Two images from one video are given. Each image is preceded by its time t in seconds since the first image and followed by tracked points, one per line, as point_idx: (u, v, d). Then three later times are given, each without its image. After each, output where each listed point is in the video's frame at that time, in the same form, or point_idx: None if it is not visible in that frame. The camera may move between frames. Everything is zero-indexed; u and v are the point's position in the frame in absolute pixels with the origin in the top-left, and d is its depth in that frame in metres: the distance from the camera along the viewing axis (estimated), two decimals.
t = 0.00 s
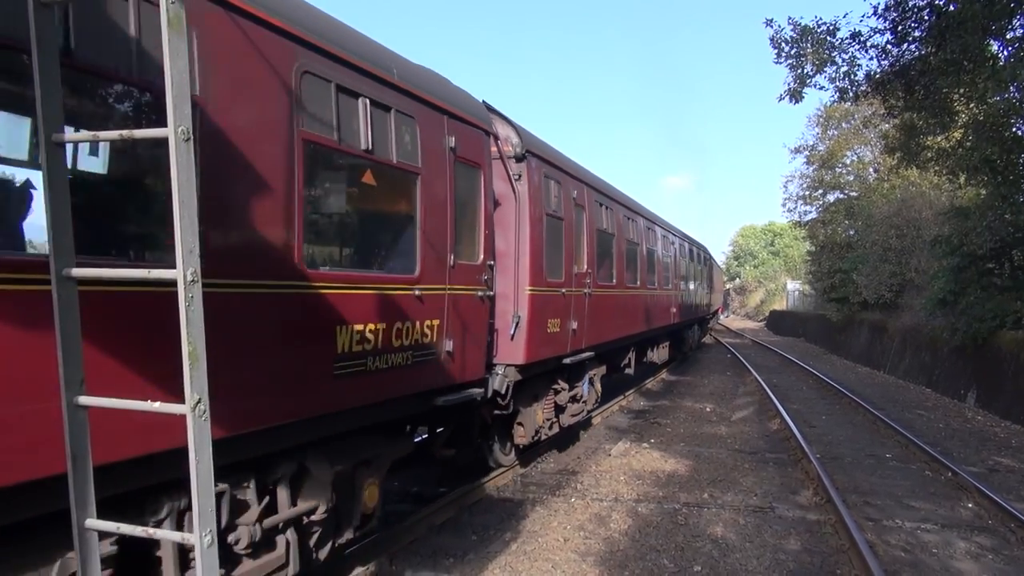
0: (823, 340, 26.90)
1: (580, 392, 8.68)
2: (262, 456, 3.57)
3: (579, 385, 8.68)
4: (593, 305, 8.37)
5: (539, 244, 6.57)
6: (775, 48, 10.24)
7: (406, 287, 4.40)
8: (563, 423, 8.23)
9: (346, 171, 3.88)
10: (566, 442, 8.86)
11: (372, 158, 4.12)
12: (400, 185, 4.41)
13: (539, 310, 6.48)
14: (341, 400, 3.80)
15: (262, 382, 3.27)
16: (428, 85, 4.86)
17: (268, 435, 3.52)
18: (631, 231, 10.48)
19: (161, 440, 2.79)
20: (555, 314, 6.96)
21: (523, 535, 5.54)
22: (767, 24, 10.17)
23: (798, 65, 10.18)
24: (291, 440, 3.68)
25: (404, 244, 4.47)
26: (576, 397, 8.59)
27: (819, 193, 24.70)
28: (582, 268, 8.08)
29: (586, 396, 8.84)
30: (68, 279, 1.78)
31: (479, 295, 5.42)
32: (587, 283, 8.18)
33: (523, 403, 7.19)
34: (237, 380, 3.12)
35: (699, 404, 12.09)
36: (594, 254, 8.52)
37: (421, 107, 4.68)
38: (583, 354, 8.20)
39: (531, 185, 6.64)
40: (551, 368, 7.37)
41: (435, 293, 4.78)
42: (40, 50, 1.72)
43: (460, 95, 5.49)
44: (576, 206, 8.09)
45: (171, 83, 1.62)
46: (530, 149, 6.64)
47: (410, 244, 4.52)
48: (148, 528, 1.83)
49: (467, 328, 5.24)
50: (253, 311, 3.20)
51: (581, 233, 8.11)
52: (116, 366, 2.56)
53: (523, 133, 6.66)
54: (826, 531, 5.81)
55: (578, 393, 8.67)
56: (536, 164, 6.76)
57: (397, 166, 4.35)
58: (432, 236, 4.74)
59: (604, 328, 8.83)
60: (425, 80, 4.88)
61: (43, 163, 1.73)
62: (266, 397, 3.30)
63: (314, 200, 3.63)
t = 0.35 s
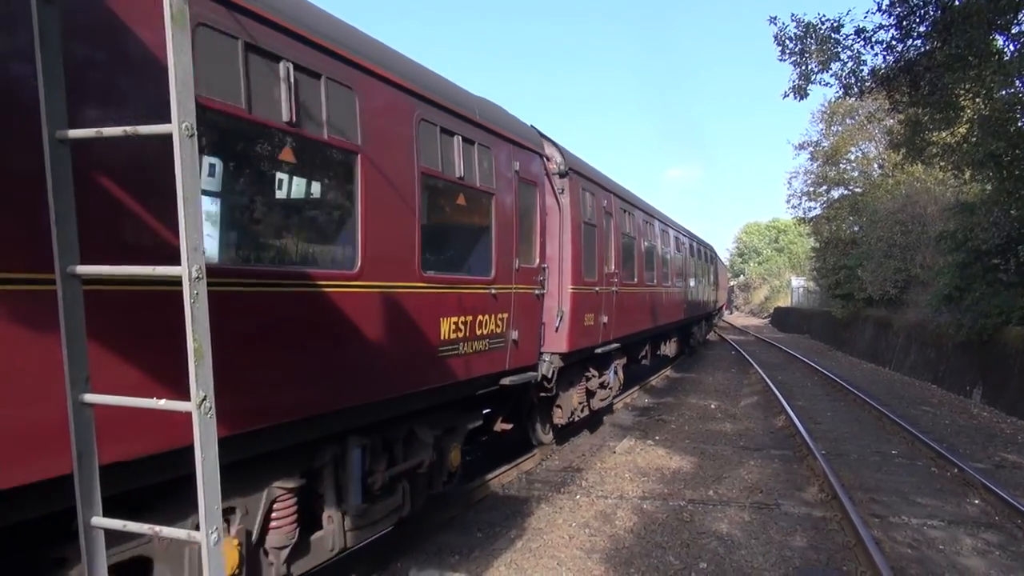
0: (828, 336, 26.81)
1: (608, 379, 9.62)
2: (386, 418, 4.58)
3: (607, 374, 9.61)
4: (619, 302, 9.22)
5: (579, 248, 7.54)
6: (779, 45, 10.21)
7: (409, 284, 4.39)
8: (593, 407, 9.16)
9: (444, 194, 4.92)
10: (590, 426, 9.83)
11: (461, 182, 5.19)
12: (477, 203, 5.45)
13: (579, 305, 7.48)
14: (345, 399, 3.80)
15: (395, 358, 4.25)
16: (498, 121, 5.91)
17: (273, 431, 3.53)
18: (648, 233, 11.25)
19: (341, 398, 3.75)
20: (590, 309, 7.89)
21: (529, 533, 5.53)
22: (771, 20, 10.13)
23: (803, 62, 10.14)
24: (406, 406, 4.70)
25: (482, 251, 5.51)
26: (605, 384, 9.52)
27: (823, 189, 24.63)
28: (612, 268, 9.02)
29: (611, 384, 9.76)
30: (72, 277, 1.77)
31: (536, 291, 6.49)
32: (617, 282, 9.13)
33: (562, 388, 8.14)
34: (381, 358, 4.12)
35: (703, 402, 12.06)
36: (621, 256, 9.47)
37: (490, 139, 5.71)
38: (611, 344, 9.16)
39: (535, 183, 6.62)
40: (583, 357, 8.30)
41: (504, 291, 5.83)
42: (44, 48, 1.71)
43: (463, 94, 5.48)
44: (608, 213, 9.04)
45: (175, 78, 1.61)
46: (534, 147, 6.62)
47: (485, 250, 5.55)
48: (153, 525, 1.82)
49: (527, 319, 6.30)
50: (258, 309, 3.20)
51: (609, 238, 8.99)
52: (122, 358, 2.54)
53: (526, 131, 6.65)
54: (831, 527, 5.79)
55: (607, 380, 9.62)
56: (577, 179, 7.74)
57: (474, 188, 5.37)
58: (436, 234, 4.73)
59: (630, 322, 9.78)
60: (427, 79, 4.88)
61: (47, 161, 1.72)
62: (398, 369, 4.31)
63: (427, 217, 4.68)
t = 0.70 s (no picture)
0: (834, 333, 26.73)
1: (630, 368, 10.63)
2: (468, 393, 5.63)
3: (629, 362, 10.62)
4: (643, 297, 10.10)
5: (613, 251, 8.53)
6: (785, 41, 10.17)
7: (417, 282, 4.40)
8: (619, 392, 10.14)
9: (513, 209, 5.90)
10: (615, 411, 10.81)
11: (526, 198, 6.19)
12: (536, 213, 6.41)
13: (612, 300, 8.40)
14: (352, 396, 3.81)
15: (478, 344, 5.24)
16: (550, 143, 6.88)
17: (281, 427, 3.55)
18: (665, 234, 12.11)
19: (447, 371, 4.78)
20: (622, 304, 8.90)
21: (535, 530, 5.53)
22: (778, 16, 10.09)
23: (809, 57, 10.11)
24: (483, 383, 5.72)
25: (540, 254, 6.48)
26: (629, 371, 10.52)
27: (830, 186, 24.55)
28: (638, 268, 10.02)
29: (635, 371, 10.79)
30: (83, 274, 1.78)
31: (581, 288, 7.46)
32: (641, 280, 10.12)
33: (595, 374, 9.16)
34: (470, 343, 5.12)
35: (710, 399, 12.04)
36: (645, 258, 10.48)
37: (543, 159, 6.69)
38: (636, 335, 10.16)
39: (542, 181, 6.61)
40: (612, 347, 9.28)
41: (556, 289, 6.82)
42: (53, 46, 1.72)
43: (473, 94, 5.49)
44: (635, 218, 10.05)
45: (182, 76, 1.62)
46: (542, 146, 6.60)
47: (542, 254, 6.49)
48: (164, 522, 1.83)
49: (574, 312, 7.27)
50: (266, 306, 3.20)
51: (635, 241, 9.88)
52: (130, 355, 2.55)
53: (534, 129, 6.65)
54: (838, 525, 5.78)
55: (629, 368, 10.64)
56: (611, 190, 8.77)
57: (534, 202, 6.33)
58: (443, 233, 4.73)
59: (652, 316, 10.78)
60: (435, 77, 4.88)
61: (57, 161, 1.73)
62: (481, 353, 5.31)
63: (501, 229, 5.69)
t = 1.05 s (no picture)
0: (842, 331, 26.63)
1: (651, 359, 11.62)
2: (528, 374, 6.65)
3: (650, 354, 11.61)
4: (664, 295, 11.12)
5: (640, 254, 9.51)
6: (792, 36, 10.14)
7: (423, 281, 4.41)
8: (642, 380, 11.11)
9: (564, 219, 6.92)
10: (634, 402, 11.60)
11: (573, 209, 7.18)
12: (580, 222, 7.37)
13: (639, 298, 9.38)
14: (357, 395, 3.80)
15: (538, 334, 6.25)
16: (589, 159, 7.79)
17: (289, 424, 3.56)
18: (678, 235, 12.59)
19: (518, 355, 5.82)
20: (647, 301, 9.90)
21: (542, 528, 5.54)
22: (784, 12, 10.05)
23: (816, 52, 10.07)
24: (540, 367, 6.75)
25: (583, 257, 7.45)
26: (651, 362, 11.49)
27: (837, 183, 24.46)
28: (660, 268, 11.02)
29: (656, 362, 11.82)
30: (91, 273, 1.78)
31: (615, 286, 8.44)
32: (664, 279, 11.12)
33: (624, 363, 10.13)
34: (533, 333, 6.12)
35: (716, 396, 12.02)
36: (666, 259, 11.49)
37: (584, 174, 7.62)
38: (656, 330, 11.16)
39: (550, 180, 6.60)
40: (638, 340, 10.26)
41: (596, 287, 7.78)
42: (62, 46, 1.73)
43: (480, 94, 5.49)
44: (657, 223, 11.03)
45: (190, 76, 1.62)
46: (549, 144, 6.56)
47: (585, 257, 7.46)
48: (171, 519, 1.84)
49: (609, 308, 8.26)
50: (273, 304, 3.21)
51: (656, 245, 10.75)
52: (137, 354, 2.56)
53: (544, 129, 6.64)
54: (845, 523, 5.76)
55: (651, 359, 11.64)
56: (639, 199, 9.76)
57: (580, 213, 7.35)
58: (448, 231, 4.72)
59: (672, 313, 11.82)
60: (442, 77, 4.87)
61: (66, 161, 1.74)
62: (540, 342, 6.30)
63: (508, 229, 5.68)
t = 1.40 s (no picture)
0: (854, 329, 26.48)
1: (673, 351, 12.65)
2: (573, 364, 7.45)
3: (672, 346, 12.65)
4: (688, 292, 12.12)
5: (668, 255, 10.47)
6: (803, 32, 10.08)
7: (433, 279, 4.40)
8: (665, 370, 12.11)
9: (608, 226, 7.87)
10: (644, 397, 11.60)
11: (615, 217, 8.09)
12: (620, 227, 8.29)
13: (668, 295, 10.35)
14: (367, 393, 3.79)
15: (587, 327, 7.12)
16: (626, 172, 8.68)
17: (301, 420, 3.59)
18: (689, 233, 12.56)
19: (574, 343, 6.70)
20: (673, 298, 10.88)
21: (552, 526, 5.53)
22: (795, 7, 9.99)
23: (827, 47, 10.01)
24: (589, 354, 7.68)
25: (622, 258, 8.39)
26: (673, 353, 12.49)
27: (848, 180, 24.31)
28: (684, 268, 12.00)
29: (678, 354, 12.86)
30: (105, 272, 1.79)
31: (649, 285, 9.41)
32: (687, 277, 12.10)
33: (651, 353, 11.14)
34: (585, 324, 7.03)
35: (727, 395, 11.97)
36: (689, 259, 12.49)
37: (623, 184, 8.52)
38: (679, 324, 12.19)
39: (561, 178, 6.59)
40: (664, 333, 11.34)
41: (633, 285, 8.72)
42: (76, 46, 1.74)
43: (491, 93, 5.47)
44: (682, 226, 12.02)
45: (203, 76, 1.62)
46: (559, 144, 6.51)
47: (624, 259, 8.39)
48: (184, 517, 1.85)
49: (644, 304, 9.25)
50: (285, 302, 3.21)
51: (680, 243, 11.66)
52: (151, 352, 2.56)
53: (554, 127, 6.62)
54: (857, 522, 5.73)
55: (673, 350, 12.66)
56: (666, 206, 10.73)
57: (621, 220, 8.29)
58: (457, 230, 4.70)
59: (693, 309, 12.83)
60: (451, 76, 4.84)
61: (80, 161, 1.75)
62: (590, 332, 7.22)
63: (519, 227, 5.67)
